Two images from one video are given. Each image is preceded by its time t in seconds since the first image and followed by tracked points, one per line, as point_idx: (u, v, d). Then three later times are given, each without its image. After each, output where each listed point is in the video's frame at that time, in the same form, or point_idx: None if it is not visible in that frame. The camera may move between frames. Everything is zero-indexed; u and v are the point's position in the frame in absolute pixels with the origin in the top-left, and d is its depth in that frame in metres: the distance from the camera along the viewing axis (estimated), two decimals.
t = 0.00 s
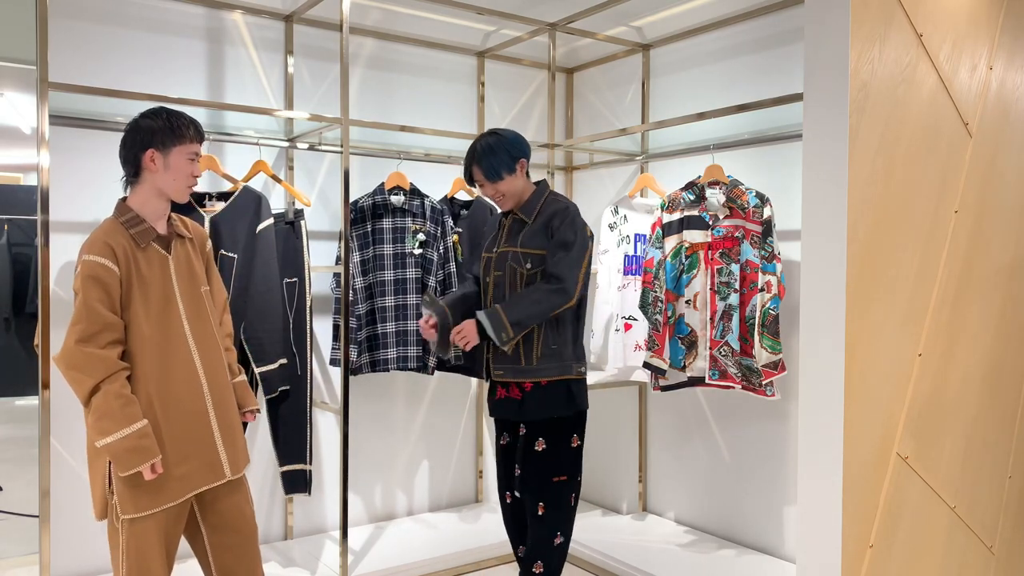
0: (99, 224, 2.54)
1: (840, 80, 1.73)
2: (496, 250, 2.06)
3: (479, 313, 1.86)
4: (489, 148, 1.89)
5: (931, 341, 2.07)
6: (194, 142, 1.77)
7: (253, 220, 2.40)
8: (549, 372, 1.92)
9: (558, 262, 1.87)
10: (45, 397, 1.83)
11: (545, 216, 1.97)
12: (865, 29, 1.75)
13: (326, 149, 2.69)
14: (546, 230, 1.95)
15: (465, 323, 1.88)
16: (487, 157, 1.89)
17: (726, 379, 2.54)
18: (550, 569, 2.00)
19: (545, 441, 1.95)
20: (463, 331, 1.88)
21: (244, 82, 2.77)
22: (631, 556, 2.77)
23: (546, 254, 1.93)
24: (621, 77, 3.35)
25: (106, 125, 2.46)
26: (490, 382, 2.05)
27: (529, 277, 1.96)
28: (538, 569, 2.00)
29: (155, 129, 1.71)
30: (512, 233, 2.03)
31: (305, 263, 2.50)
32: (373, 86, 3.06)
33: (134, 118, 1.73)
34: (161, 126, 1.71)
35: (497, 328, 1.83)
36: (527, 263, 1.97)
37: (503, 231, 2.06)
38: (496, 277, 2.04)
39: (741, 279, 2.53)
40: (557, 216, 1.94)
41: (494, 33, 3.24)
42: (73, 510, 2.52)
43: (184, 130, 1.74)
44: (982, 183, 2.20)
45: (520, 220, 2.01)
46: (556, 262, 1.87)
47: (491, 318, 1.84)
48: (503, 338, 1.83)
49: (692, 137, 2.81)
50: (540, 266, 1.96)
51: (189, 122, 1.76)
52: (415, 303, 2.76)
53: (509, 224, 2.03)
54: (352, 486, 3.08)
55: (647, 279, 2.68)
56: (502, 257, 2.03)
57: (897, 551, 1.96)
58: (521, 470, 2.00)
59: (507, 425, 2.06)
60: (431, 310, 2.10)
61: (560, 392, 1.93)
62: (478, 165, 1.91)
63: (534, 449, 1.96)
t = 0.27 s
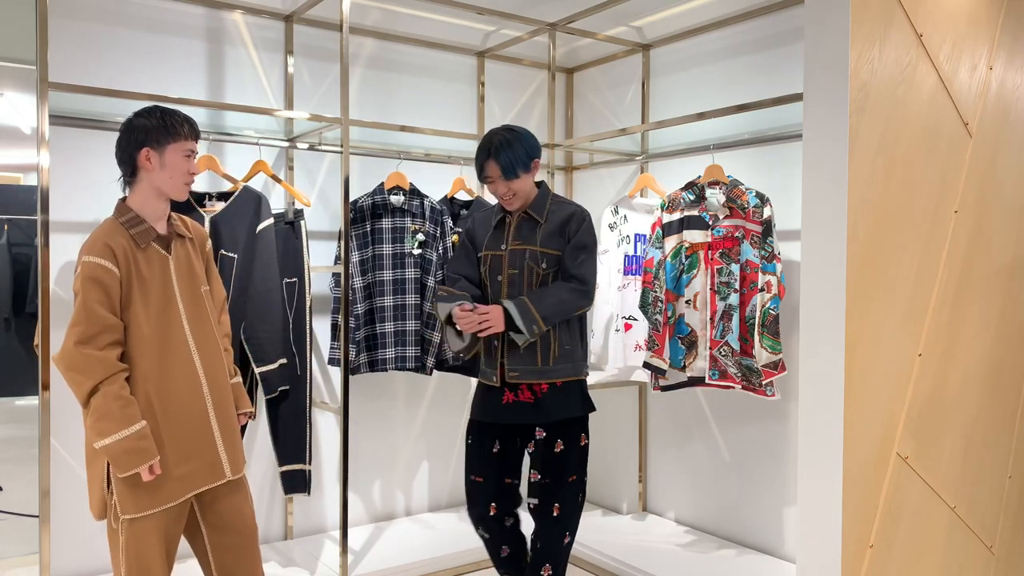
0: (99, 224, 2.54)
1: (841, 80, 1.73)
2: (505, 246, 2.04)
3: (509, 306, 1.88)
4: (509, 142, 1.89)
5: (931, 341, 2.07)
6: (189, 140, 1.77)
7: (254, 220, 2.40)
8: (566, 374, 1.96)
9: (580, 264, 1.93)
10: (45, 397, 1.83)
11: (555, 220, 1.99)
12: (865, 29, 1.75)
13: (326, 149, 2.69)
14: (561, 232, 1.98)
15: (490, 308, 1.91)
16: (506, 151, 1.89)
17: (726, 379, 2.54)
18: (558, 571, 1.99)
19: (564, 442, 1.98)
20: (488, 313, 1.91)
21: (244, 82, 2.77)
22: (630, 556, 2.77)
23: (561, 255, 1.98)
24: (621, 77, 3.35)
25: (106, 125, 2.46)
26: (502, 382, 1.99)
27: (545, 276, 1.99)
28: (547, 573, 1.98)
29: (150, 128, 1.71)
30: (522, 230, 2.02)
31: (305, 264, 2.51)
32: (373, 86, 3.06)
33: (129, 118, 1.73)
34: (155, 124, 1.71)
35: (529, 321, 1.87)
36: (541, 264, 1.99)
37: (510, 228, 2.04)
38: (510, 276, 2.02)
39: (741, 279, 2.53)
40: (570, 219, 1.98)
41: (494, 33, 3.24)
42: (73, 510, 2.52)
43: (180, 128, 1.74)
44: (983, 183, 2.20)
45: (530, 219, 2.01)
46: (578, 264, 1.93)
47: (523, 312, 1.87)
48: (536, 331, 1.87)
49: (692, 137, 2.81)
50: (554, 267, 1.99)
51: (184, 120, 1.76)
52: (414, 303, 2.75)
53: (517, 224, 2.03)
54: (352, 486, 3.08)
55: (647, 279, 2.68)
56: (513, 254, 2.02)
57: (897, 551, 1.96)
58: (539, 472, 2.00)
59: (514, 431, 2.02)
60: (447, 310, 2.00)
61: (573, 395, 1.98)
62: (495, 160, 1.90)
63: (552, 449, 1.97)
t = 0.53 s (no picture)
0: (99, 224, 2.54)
1: (841, 80, 1.73)
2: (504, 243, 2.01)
3: (525, 303, 1.87)
4: (510, 140, 1.88)
5: (931, 341, 2.07)
6: (186, 139, 1.77)
7: (254, 220, 2.40)
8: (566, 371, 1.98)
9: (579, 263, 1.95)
10: (45, 396, 1.83)
11: (550, 219, 1.99)
12: (865, 29, 1.75)
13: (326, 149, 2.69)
14: (557, 231, 1.99)
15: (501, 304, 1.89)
16: (509, 149, 1.87)
17: (726, 379, 2.54)
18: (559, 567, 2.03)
19: (563, 440, 1.98)
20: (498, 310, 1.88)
21: (244, 82, 2.77)
22: (630, 556, 2.77)
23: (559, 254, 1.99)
24: (621, 77, 3.35)
25: (106, 125, 2.47)
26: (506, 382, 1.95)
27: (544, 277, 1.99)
28: (549, 570, 2.01)
29: (146, 128, 1.71)
30: (520, 227, 2.00)
31: (305, 264, 2.51)
32: (373, 86, 3.06)
33: (125, 118, 1.73)
34: (151, 124, 1.71)
35: (543, 318, 1.87)
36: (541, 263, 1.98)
37: (508, 224, 2.01)
38: (512, 274, 1.99)
39: (741, 279, 2.53)
40: (566, 217, 1.99)
41: (494, 33, 3.24)
42: (73, 510, 2.52)
43: (177, 128, 1.74)
44: (983, 183, 2.20)
45: (528, 216, 2.00)
46: (578, 263, 1.95)
47: (539, 310, 1.87)
48: (551, 326, 1.88)
49: (692, 138, 2.81)
50: (552, 266, 2.00)
51: (180, 119, 1.76)
52: (414, 303, 2.76)
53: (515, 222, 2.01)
54: (352, 486, 3.08)
55: (647, 280, 2.68)
56: (515, 252, 1.99)
57: (897, 551, 1.96)
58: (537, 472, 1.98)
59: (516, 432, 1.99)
60: (463, 316, 1.93)
61: (569, 389, 2.00)
62: (499, 159, 1.88)
63: (552, 446, 1.97)
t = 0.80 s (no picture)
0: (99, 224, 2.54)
1: (841, 80, 1.73)
2: (488, 247, 1.99)
3: (534, 295, 1.90)
4: (500, 154, 1.84)
5: (931, 341, 2.07)
6: (192, 144, 1.78)
7: (254, 220, 2.40)
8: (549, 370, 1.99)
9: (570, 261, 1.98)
10: (45, 397, 1.83)
11: (534, 220, 2.01)
12: (866, 28, 1.75)
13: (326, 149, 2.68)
14: (545, 232, 2.01)
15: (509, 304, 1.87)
16: (500, 163, 1.83)
17: (726, 379, 2.54)
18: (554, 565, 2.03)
19: (547, 438, 1.98)
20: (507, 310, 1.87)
21: (244, 82, 2.77)
22: (631, 556, 2.77)
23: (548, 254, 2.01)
24: (621, 78, 3.35)
25: (106, 125, 2.47)
26: (485, 387, 1.93)
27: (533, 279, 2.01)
28: (544, 569, 2.01)
29: (153, 130, 1.70)
30: (504, 230, 1.98)
31: (305, 263, 2.50)
32: (373, 86, 3.06)
33: (131, 119, 1.72)
34: (160, 127, 1.71)
35: (555, 310, 1.89)
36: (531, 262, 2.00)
37: (490, 227, 1.99)
38: (501, 276, 1.97)
39: (741, 279, 2.53)
40: (549, 217, 2.01)
41: (494, 33, 3.24)
42: (73, 510, 2.52)
43: (183, 130, 1.74)
44: (982, 183, 2.20)
45: (511, 216, 1.99)
46: (571, 261, 1.98)
47: (549, 304, 1.89)
48: (563, 318, 1.91)
49: (692, 138, 2.81)
50: (539, 266, 2.02)
51: (187, 124, 1.76)
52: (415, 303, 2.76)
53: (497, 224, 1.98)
54: (352, 486, 3.08)
55: (648, 280, 2.69)
56: (503, 254, 1.97)
57: (897, 551, 1.96)
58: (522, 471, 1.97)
59: (497, 433, 1.96)
60: (435, 305, 1.90)
61: (549, 389, 2.01)
62: (489, 174, 1.83)
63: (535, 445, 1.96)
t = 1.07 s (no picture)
0: (99, 224, 2.54)
1: (841, 80, 1.73)
2: (470, 255, 2.01)
3: (534, 279, 1.98)
4: (495, 159, 1.86)
5: (930, 341, 2.07)
6: (215, 152, 1.79)
7: (253, 220, 2.40)
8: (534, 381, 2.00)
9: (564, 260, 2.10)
10: (45, 396, 1.83)
11: (522, 224, 2.07)
12: (865, 28, 1.75)
13: (326, 149, 2.68)
14: (534, 234, 2.08)
15: (508, 285, 1.95)
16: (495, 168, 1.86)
17: (726, 379, 2.55)
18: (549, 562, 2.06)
19: (535, 437, 2.02)
20: (508, 292, 1.94)
21: (244, 82, 2.77)
22: (630, 556, 2.77)
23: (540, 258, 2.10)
24: (621, 77, 3.35)
25: (106, 125, 2.46)
26: (458, 395, 1.94)
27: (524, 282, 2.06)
28: (541, 566, 2.04)
29: (182, 136, 1.71)
30: (495, 239, 2.02)
31: (306, 262, 2.49)
32: (372, 86, 3.06)
33: (156, 120, 1.72)
34: (187, 132, 1.72)
35: (551, 299, 1.99)
36: (524, 266, 2.05)
37: (474, 235, 2.02)
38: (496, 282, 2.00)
39: (741, 279, 2.53)
40: (537, 221, 2.09)
41: (494, 33, 3.24)
42: (73, 510, 2.52)
43: (209, 137, 1.75)
44: (982, 183, 2.20)
45: (500, 221, 2.03)
46: (564, 257, 2.10)
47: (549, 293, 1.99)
48: (557, 306, 2.01)
49: (692, 137, 2.81)
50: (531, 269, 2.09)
51: (214, 133, 1.77)
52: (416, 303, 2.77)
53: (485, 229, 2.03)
54: (352, 486, 3.08)
55: (647, 280, 2.69)
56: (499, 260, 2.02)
57: (897, 551, 1.96)
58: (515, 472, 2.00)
59: (485, 434, 1.99)
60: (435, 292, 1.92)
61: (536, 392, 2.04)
62: (483, 176, 1.85)
63: (524, 443, 2.00)
